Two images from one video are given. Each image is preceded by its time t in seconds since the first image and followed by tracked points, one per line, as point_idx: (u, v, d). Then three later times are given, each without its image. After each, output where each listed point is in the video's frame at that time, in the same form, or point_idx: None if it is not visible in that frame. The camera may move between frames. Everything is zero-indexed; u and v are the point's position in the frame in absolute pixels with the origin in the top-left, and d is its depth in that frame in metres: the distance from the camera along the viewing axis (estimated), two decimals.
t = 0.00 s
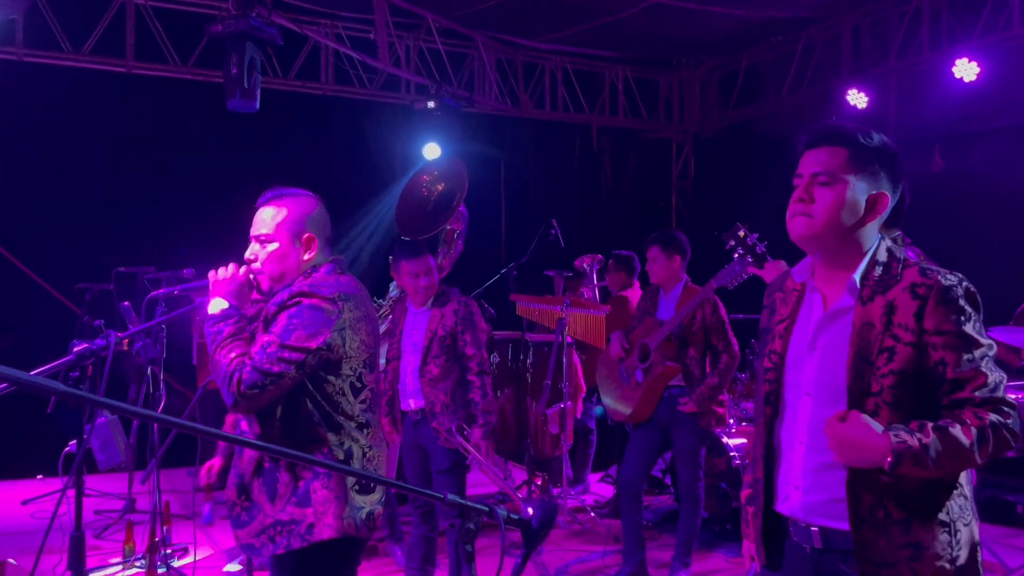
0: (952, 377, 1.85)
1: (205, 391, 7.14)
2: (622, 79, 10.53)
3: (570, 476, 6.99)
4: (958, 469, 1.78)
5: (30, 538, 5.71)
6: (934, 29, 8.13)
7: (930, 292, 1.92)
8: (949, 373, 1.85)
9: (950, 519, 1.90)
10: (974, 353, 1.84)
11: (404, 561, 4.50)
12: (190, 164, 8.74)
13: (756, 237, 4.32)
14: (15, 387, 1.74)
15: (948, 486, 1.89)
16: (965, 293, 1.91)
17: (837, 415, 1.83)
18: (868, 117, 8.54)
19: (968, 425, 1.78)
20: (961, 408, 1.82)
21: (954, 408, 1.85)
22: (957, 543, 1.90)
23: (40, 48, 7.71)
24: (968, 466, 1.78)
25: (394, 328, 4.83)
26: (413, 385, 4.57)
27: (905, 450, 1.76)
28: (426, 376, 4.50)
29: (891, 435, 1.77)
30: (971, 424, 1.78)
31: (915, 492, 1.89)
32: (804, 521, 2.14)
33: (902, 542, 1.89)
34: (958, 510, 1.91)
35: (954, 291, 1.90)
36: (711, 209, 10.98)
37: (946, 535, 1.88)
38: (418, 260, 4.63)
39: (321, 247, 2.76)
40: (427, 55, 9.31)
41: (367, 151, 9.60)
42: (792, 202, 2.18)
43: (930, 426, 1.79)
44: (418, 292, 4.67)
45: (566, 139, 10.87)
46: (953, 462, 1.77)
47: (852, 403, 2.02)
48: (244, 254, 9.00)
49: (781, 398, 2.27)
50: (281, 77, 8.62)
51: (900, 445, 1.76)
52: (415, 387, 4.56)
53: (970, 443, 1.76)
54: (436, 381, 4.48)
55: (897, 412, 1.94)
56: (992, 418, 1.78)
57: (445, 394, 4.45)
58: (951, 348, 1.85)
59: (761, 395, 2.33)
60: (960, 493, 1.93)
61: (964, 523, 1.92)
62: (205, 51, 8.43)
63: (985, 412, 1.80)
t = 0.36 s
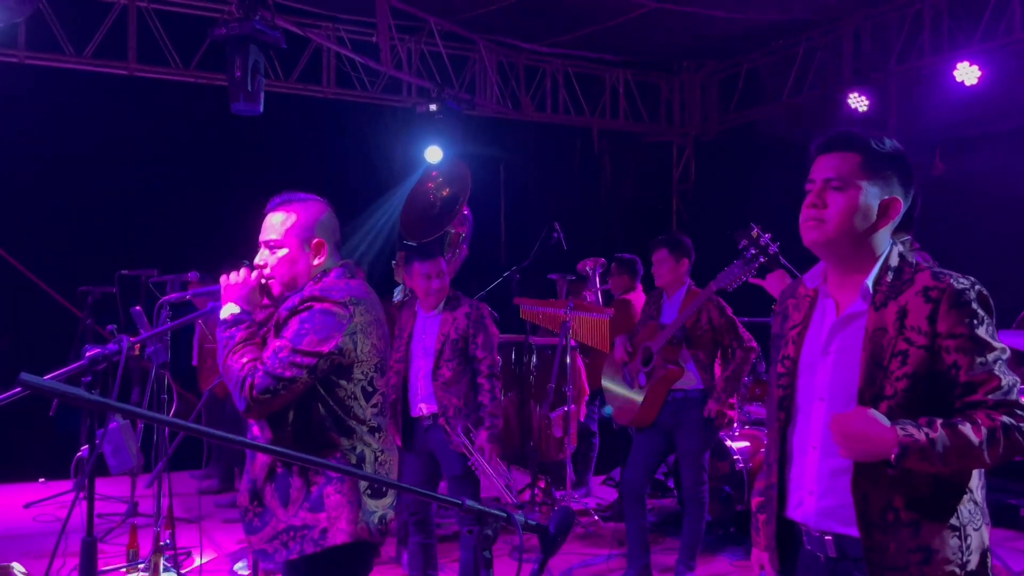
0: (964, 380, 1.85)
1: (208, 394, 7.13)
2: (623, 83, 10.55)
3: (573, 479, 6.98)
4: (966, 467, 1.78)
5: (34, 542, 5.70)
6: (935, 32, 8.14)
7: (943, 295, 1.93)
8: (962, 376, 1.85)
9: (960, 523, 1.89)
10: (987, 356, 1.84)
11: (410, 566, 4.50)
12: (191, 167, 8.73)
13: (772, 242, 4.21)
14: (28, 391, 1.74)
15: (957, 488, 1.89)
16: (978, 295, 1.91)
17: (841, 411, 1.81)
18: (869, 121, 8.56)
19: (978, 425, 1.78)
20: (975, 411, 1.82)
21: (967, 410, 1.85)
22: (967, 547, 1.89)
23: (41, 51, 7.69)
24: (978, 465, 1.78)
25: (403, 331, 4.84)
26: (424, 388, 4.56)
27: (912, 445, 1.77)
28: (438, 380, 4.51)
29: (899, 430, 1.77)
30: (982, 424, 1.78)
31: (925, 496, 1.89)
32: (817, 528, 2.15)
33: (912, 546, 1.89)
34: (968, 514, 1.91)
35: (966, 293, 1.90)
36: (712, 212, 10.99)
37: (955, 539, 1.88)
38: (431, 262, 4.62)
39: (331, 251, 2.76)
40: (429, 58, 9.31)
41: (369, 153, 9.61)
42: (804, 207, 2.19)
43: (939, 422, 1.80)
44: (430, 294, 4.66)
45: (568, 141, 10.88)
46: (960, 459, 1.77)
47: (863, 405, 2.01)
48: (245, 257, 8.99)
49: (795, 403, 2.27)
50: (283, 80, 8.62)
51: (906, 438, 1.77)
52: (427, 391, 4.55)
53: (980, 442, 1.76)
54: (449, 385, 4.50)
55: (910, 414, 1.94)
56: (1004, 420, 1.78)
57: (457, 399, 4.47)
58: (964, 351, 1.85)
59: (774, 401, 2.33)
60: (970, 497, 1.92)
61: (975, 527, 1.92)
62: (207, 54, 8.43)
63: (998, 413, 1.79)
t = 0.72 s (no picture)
0: (961, 381, 1.86)
1: (205, 396, 7.13)
2: (621, 85, 10.55)
3: (571, 481, 6.98)
4: (967, 471, 1.79)
5: (31, 544, 5.69)
6: (931, 35, 8.17)
7: (939, 297, 1.94)
8: (959, 378, 1.86)
9: (961, 523, 1.90)
10: (983, 358, 1.84)
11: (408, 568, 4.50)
12: (188, 169, 8.72)
13: (785, 249, 4.16)
14: (28, 392, 1.73)
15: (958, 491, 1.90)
16: (974, 297, 1.92)
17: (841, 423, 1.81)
18: (865, 124, 8.58)
19: (977, 428, 1.79)
20: (973, 413, 1.82)
21: (964, 412, 1.86)
22: (969, 546, 1.90)
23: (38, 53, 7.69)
24: (980, 469, 1.79)
25: (401, 334, 4.84)
26: (419, 389, 4.58)
27: (915, 454, 1.77)
28: (432, 381, 4.50)
29: (901, 440, 1.78)
30: (980, 427, 1.79)
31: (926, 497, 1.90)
32: (815, 528, 2.15)
33: (912, 547, 1.90)
34: (969, 514, 1.91)
35: (962, 295, 1.91)
36: (710, 214, 11.01)
37: (957, 539, 1.89)
38: (427, 263, 4.65)
39: (331, 253, 2.75)
40: (426, 60, 9.32)
41: (366, 155, 9.61)
42: (798, 212, 2.19)
43: (939, 429, 1.81)
44: (426, 295, 4.68)
45: (565, 143, 10.90)
46: (963, 464, 1.78)
47: (859, 408, 2.02)
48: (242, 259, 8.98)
49: (793, 406, 2.27)
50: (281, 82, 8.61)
51: (909, 448, 1.77)
52: (421, 393, 4.57)
53: (981, 446, 1.77)
54: (442, 387, 4.48)
55: (907, 416, 1.95)
56: (1002, 422, 1.78)
57: (451, 400, 4.45)
58: (960, 352, 1.86)
59: (772, 403, 2.33)
60: (971, 497, 1.93)
61: (976, 526, 1.93)
62: (204, 56, 8.42)
63: (996, 415, 1.80)
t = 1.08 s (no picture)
0: (953, 390, 1.86)
1: (199, 399, 7.11)
2: (615, 87, 10.56)
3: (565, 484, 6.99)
4: (961, 484, 1.78)
5: (24, 547, 5.68)
6: (924, 39, 8.20)
7: (933, 304, 1.95)
8: (952, 386, 1.87)
9: (957, 530, 1.91)
10: (978, 367, 1.86)
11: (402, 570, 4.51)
12: (182, 171, 8.71)
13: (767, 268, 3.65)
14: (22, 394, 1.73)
15: (954, 499, 1.92)
16: (966, 304, 1.94)
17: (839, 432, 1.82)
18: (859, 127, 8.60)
19: (968, 438, 1.78)
20: (967, 423, 1.82)
21: (958, 421, 1.86)
22: (967, 554, 1.91)
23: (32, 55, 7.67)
24: (971, 480, 1.78)
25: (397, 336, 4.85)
26: (410, 390, 4.61)
27: (909, 470, 1.77)
28: (424, 383, 4.53)
29: (895, 455, 1.78)
30: (973, 438, 1.78)
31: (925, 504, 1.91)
32: (810, 532, 2.16)
33: (907, 553, 1.91)
34: (966, 520, 1.93)
35: (956, 304, 1.92)
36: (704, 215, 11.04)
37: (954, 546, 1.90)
38: (418, 268, 4.62)
39: (327, 256, 2.74)
40: (421, 62, 9.31)
41: (360, 157, 9.61)
42: (795, 217, 2.20)
43: (933, 443, 1.80)
44: (417, 299, 4.66)
45: (559, 145, 10.92)
46: (953, 475, 1.77)
47: (855, 413, 2.03)
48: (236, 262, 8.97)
49: (788, 410, 2.28)
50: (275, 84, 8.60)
51: (904, 464, 1.77)
52: (410, 391, 4.61)
53: (973, 458, 1.76)
54: (434, 389, 4.51)
55: (903, 424, 1.94)
56: (996, 433, 1.78)
57: (443, 402, 4.49)
58: (955, 361, 1.87)
59: (767, 407, 2.34)
60: (968, 504, 1.94)
61: (972, 533, 1.94)
62: (198, 59, 8.41)
63: (991, 424, 1.80)
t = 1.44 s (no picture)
0: (936, 386, 1.87)
1: (191, 400, 7.09)
2: (608, 88, 10.57)
3: (558, 485, 6.99)
4: (937, 479, 1.78)
5: (14, 550, 5.64)
6: (915, 41, 8.24)
7: (915, 301, 1.95)
8: (935, 382, 1.87)
9: (938, 528, 1.91)
10: (959, 363, 1.86)
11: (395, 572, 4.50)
12: (174, 172, 8.68)
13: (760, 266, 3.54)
14: (8, 399, 1.70)
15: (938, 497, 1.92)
16: (951, 301, 1.94)
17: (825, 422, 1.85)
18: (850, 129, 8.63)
19: (947, 434, 1.79)
20: (948, 418, 1.84)
21: (940, 417, 1.87)
22: (947, 551, 1.91)
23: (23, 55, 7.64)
24: (949, 476, 1.78)
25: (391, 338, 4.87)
26: (399, 393, 4.59)
27: (881, 460, 1.75)
28: (414, 387, 4.52)
29: (868, 445, 1.76)
30: (953, 434, 1.79)
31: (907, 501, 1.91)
32: (794, 531, 2.16)
33: (886, 547, 1.91)
34: (947, 518, 1.92)
35: (938, 300, 1.93)
36: (697, 216, 11.06)
37: (935, 544, 1.90)
38: (402, 273, 4.61)
39: (317, 255, 2.73)
40: (414, 64, 9.31)
41: (353, 158, 9.62)
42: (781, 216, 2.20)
43: (909, 437, 1.79)
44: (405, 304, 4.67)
45: (552, 147, 10.94)
46: (927, 470, 1.77)
47: (836, 409, 2.03)
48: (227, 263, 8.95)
49: (774, 409, 2.29)
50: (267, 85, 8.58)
51: (875, 454, 1.75)
52: (401, 395, 4.58)
53: (949, 454, 1.77)
54: (422, 392, 4.50)
55: (886, 420, 1.95)
56: (976, 430, 1.80)
57: (434, 407, 4.45)
58: (938, 356, 1.87)
59: (753, 406, 2.35)
60: (950, 503, 1.93)
61: (953, 532, 1.93)
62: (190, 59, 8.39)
63: (971, 420, 1.82)
